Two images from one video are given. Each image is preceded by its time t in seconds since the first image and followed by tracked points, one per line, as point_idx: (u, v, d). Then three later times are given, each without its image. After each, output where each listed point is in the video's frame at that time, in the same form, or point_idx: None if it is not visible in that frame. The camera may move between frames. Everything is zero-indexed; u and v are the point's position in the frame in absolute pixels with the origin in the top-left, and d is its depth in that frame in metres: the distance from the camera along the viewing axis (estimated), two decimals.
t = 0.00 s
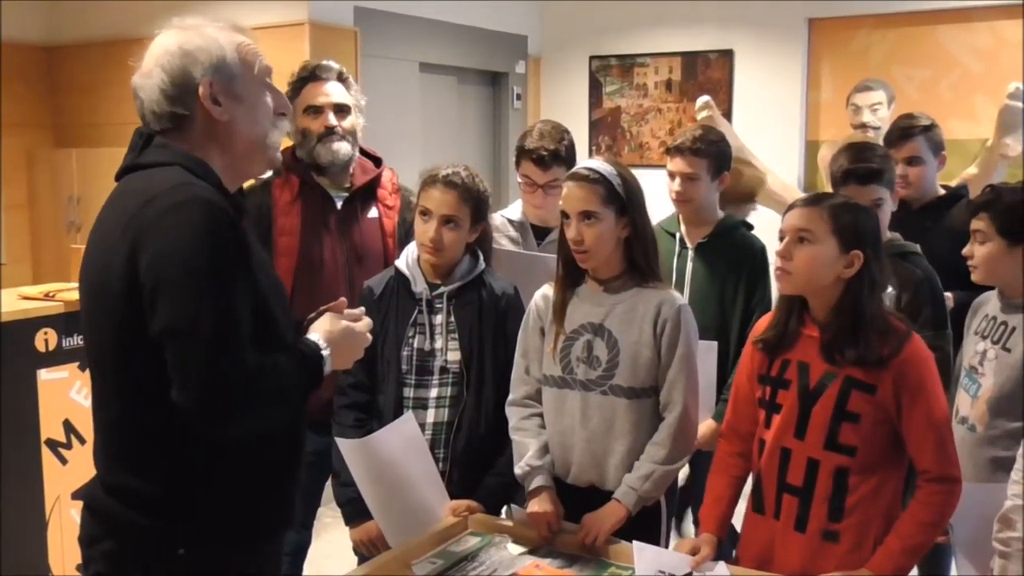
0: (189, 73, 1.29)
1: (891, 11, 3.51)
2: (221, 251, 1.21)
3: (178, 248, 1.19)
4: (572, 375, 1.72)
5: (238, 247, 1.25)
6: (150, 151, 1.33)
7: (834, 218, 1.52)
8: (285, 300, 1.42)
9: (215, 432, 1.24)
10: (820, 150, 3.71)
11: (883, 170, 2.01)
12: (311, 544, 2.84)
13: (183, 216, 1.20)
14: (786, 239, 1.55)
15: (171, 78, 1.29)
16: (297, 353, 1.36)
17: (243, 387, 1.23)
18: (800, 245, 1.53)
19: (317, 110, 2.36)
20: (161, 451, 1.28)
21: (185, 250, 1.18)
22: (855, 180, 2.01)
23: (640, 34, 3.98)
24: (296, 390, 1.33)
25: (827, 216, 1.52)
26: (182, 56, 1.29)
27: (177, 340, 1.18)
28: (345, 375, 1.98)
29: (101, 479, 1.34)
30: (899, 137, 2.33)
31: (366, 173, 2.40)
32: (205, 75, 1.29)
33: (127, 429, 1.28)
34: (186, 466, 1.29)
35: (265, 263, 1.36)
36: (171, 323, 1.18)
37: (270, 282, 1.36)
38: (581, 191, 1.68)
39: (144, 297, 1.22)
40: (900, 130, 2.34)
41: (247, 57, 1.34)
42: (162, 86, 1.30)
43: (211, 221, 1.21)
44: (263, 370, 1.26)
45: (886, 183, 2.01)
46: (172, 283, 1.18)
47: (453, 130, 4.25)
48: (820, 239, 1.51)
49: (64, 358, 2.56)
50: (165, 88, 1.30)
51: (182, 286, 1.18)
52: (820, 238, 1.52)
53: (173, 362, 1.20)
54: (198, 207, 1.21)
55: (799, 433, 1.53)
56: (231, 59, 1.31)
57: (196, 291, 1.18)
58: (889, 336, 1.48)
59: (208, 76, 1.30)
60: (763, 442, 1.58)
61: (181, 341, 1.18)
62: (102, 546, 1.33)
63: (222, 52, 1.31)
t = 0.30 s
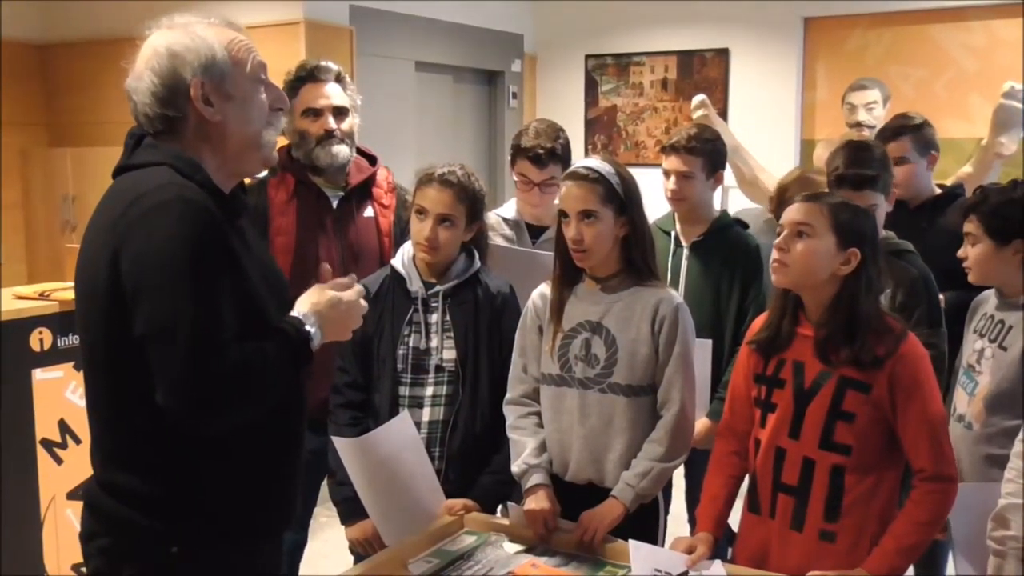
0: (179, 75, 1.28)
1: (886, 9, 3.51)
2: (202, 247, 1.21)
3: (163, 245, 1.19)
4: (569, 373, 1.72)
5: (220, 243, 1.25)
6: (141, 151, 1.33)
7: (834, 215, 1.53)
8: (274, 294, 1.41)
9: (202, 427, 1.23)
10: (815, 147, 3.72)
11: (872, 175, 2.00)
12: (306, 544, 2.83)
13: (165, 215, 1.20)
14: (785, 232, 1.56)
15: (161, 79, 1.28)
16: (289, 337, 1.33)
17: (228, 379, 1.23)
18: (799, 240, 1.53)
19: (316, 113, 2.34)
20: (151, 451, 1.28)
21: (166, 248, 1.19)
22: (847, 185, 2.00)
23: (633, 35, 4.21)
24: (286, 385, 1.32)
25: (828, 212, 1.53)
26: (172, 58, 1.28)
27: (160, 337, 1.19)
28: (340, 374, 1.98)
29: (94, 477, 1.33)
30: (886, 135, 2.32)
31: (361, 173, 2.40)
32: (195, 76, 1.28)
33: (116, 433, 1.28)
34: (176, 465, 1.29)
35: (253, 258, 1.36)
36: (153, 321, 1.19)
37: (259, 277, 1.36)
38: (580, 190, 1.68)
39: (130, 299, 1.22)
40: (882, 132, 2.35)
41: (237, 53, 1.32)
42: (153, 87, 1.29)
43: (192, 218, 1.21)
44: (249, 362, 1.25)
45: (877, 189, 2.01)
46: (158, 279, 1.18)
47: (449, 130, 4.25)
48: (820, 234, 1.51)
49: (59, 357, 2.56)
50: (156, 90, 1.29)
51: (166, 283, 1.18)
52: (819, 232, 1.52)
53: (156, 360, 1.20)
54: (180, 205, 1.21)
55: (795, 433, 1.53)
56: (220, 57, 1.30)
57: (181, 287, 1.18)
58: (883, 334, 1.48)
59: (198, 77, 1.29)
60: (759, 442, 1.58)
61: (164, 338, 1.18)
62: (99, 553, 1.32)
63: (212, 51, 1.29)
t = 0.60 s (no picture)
0: (215, 86, 1.28)
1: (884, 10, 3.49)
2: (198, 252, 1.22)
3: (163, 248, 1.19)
4: (567, 372, 1.73)
5: (217, 248, 1.25)
6: (160, 152, 1.32)
7: (835, 214, 1.53)
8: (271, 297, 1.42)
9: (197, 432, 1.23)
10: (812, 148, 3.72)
11: (862, 176, 2.03)
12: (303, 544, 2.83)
13: (162, 219, 1.21)
14: (785, 229, 1.56)
15: (198, 89, 1.28)
16: (287, 337, 1.34)
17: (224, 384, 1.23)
18: (799, 238, 1.53)
19: (320, 113, 2.32)
20: (145, 453, 1.28)
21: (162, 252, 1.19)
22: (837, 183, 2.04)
23: (632, 35, 3.85)
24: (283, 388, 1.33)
25: (830, 211, 1.53)
26: (211, 67, 1.28)
27: (155, 342, 1.19)
28: (338, 373, 1.98)
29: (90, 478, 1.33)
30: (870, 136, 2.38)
31: (359, 172, 2.40)
32: (231, 89, 1.29)
33: (111, 436, 1.28)
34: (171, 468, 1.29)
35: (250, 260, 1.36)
36: (148, 326, 1.19)
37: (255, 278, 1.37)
38: (580, 191, 1.69)
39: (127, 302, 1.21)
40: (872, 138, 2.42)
41: (274, 73, 1.33)
42: (188, 96, 1.29)
43: (187, 223, 1.22)
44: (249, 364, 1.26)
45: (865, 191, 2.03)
46: (157, 281, 1.18)
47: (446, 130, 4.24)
48: (820, 233, 1.51)
49: (57, 357, 2.56)
50: (189, 97, 1.29)
51: (165, 286, 1.18)
52: (819, 231, 1.52)
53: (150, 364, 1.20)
54: (176, 211, 1.22)
55: (792, 433, 1.53)
56: (259, 75, 1.31)
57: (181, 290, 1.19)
58: (880, 333, 1.49)
59: (234, 91, 1.29)
60: (756, 442, 1.59)
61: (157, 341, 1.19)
62: (96, 549, 1.31)
63: (250, 67, 1.30)
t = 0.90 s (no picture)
0: (235, 88, 1.28)
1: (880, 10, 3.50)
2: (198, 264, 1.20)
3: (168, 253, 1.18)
4: (565, 371, 1.73)
5: (222, 259, 1.23)
6: (181, 150, 1.32)
7: (836, 216, 1.54)
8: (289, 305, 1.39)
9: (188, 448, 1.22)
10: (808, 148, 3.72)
11: (850, 179, 2.04)
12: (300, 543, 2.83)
13: (171, 223, 1.20)
14: (788, 230, 1.56)
15: (220, 90, 1.28)
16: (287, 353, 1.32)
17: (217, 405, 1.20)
18: (800, 239, 1.54)
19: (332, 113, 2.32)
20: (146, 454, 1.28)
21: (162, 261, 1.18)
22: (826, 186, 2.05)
23: (628, 38, 3.79)
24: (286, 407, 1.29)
25: (832, 213, 1.53)
26: (234, 67, 1.28)
27: (150, 354, 1.18)
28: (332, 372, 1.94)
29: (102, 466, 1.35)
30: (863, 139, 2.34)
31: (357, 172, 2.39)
32: (251, 92, 1.28)
33: (118, 429, 1.29)
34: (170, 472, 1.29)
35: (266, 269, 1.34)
36: (146, 334, 1.18)
37: (272, 286, 1.34)
38: (579, 190, 1.69)
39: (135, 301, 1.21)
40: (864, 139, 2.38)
41: (296, 77, 1.32)
42: (212, 97, 1.29)
43: (191, 232, 1.20)
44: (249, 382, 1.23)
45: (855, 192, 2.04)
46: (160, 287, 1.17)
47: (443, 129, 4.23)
48: (821, 235, 1.52)
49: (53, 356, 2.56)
50: (211, 98, 1.29)
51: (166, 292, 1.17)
52: (821, 233, 1.52)
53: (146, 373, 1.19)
54: (191, 214, 1.21)
55: (788, 432, 1.54)
56: (279, 78, 1.29)
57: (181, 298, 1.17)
58: (878, 333, 1.49)
59: (253, 93, 1.28)
60: (751, 441, 1.59)
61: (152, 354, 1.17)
62: (95, 545, 1.35)
63: (271, 70, 1.29)
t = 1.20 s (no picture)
0: (207, 80, 1.28)
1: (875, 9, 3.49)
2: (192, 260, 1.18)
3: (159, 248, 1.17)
4: (562, 370, 1.73)
5: (216, 255, 1.22)
6: (177, 148, 1.33)
7: (834, 216, 1.53)
8: (290, 301, 1.37)
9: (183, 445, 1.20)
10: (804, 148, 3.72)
11: (841, 180, 2.04)
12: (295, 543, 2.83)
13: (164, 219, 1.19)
14: (782, 231, 1.56)
15: (197, 86, 1.30)
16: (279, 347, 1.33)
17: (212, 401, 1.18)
18: (796, 240, 1.54)
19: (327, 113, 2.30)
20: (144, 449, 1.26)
21: (157, 256, 1.16)
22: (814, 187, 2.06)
23: (630, 35, 3.84)
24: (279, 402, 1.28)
25: (827, 213, 1.53)
26: (207, 61, 1.28)
27: (144, 349, 1.16)
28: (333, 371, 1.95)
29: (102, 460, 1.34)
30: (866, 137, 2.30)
31: (352, 171, 2.40)
32: (219, 82, 1.27)
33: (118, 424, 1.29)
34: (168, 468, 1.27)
35: (264, 265, 1.32)
36: (139, 329, 1.17)
37: (271, 283, 1.33)
38: (577, 189, 1.69)
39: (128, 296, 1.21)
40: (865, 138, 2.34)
41: (266, 60, 1.28)
42: (193, 94, 1.31)
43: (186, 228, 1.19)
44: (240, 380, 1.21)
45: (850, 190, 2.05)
46: (149, 282, 1.16)
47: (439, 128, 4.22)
48: (817, 235, 1.52)
49: (49, 354, 2.55)
50: (192, 96, 1.31)
51: (155, 289, 1.16)
52: (816, 233, 1.52)
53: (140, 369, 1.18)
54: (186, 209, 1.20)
55: (783, 431, 1.54)
56: (245, 63, 1.27)
57: (171, 294, 1.16)
58: (873, 332, 1.50)
59: (222, 83, 1.27)
60: (747, 440, 1.60)
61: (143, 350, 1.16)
62: (98, 540, 1.35)
63: (239, 57, 1.27)
